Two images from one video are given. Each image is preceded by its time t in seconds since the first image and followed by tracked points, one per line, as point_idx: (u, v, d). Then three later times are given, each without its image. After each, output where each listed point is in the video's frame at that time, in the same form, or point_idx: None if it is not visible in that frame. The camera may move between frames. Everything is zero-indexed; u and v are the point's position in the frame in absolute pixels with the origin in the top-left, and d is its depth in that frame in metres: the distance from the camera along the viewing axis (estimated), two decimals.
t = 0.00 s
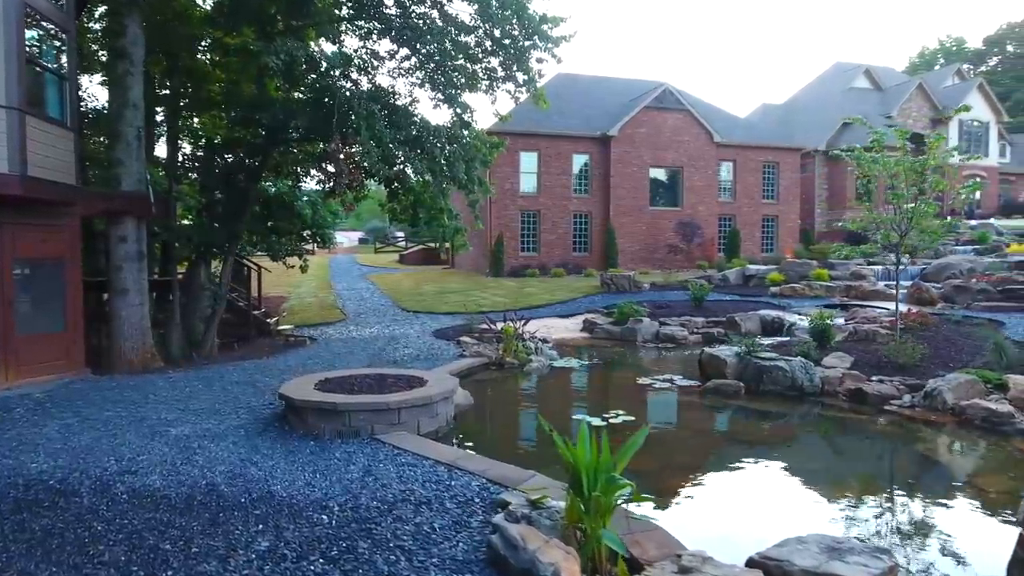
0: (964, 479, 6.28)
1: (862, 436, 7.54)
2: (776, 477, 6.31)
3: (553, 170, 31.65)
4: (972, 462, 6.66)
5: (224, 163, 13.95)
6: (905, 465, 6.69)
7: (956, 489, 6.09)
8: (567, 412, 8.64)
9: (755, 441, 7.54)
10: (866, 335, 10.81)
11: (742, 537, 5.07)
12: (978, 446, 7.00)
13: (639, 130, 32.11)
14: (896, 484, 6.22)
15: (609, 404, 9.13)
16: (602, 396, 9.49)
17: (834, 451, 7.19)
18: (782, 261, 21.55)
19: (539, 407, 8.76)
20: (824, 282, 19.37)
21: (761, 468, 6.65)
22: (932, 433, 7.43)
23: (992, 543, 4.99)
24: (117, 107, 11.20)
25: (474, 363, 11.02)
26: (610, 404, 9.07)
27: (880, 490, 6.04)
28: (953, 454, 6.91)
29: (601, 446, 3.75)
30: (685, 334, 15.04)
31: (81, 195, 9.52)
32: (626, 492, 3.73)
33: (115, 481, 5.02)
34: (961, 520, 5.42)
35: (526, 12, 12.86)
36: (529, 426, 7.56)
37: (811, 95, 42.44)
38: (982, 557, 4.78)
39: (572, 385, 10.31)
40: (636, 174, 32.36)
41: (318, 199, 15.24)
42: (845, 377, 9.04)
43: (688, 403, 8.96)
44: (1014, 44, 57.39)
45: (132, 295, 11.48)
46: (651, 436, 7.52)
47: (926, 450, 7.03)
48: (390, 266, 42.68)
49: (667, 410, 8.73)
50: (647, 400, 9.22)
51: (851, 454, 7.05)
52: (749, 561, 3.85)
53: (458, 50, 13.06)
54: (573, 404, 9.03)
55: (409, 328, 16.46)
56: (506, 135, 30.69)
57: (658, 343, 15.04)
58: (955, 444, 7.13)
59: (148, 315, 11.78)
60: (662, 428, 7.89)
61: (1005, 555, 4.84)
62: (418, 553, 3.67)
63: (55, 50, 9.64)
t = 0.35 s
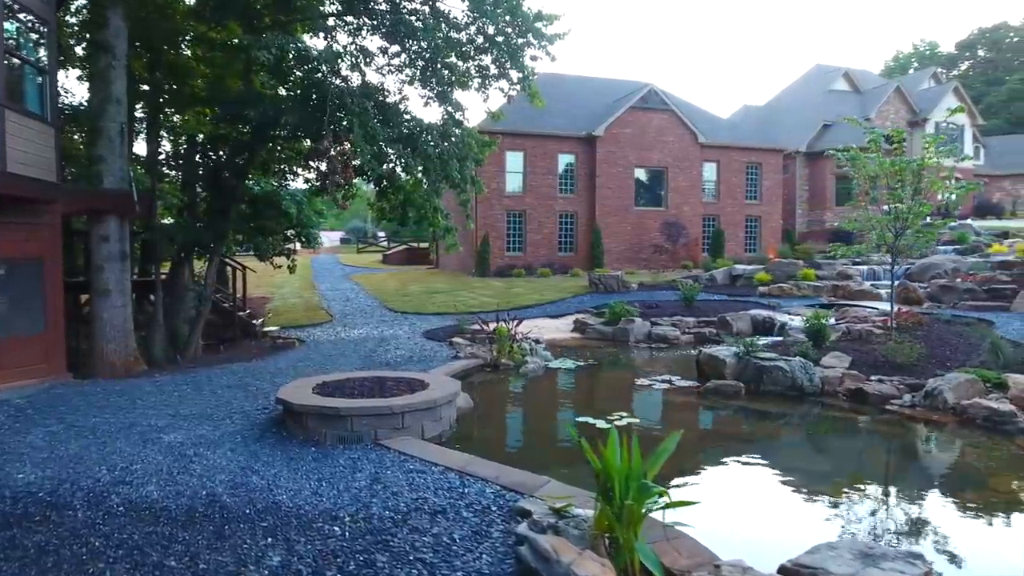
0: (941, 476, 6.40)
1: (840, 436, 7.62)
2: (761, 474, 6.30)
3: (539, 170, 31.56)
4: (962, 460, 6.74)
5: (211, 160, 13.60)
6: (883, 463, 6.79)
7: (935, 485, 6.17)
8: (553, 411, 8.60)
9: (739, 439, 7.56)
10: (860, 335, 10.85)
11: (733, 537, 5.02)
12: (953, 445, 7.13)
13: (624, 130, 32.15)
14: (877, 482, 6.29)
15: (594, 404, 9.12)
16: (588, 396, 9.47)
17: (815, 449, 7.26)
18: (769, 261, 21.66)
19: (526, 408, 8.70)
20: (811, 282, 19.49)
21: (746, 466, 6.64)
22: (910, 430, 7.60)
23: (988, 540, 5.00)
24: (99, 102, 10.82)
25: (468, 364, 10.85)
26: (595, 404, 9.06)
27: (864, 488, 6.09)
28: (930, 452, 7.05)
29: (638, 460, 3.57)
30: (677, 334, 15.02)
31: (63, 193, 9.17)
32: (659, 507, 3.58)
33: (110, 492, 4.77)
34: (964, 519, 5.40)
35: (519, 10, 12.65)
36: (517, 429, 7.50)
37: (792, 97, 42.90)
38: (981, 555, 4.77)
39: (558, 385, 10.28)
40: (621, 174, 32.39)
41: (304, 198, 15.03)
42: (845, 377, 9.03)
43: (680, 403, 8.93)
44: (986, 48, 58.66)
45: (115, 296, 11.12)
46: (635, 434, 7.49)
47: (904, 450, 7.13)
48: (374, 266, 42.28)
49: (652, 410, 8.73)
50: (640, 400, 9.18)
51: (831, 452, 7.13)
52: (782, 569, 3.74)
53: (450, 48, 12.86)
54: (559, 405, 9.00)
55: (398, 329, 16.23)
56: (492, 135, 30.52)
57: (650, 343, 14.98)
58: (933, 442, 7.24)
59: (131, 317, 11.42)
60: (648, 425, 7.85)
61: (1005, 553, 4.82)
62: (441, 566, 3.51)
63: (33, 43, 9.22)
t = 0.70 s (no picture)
0: (918, 473, 6.49)
1: (837, 435, 7.62)
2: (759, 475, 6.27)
3: (525, 169, 31.45)
4: (961, 458, 6.76)
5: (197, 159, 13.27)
6: (862, 460, 6.86)
7: (920, 482, 6.21)
8: (539, 412, 8.59)
9: (722, 436, 7.59)
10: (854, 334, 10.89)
11: (736, 539, 4.98)
12: (931, 442, 7.24)
13: (610, 130, 32.17)
14: (856, 478, 6.35)
15: (580, 404, 9.12)
16: (573, 396, 9.47)
17: (796, 446, 7.32)
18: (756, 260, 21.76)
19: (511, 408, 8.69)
20: (799, 281, 19.61)
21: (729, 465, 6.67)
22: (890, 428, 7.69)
23: (985, 539, 5.03)
24: (80, 96, 10.46)
25: (463, 366, 10.68)
26: (581, 404, 9.06)
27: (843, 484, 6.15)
28: (908, 448, 7.16)
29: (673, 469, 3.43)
30: (669, 334, 15.00)
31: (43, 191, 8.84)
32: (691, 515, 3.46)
33: (104, 503, 4.54)
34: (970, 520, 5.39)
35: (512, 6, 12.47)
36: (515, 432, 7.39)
37: (775, 98, 43.26)
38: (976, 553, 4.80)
39: (543, 385, 10.29)
40: (607, 174, 32.41)
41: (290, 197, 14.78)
42: (843, 376, 9.03)
43: (677, 404, 8.86)
44: (959, 52, 59.87)
45: (98, 297, 10.77)
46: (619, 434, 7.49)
47: (883, 446, 7.22)
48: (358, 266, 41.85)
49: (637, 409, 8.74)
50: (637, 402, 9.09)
51: (811, 449, 7.20)
52: None
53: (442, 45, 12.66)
54: (545, 405, 9.00)
55: (387, 330, 15.99)
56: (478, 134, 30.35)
57: (642, 343, 14.93)
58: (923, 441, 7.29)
59: (114, 318, 11.08)
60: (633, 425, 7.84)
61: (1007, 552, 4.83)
62: None
63: (10, 35, 8.86)
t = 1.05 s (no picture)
0: (923, 471, 6.48)
1: (841, 433, 7.60)
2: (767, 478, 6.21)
3: (510, 169, 31.28)
4: (966, 457, 6.76)
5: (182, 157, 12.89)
6: (869, 458, 6.83)
7: (923, 480, 6.23)
8: (523, 412, 8.55)
9: (706, 435, 7.59)
10: (849, 333, 10.92)
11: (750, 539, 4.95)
12: (907, 439, 7.31)
13: (595, 130, 32.14)
14: (835, 476, 6.38)
15: (565, 404, 9.09)
16: (569, 398, 9.37)
17: (777, 443, 7.35)
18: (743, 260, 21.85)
19: (496, 409, 8.64)
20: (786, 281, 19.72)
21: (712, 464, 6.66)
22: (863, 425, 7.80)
23: (986, 537, 5.02)
24: (59, 90, 10.07)
25: (458, 368, 10.49)
26: (567, 405, 9.02)
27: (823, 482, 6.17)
28: (887, 445, 7.21)
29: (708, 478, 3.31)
30: (661, 334, 14.95)
31: (22, 188, 8.47)
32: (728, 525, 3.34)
33: (98, 517, 4.28)
34: (977, 518, 5.38)
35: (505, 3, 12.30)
36: (524, 437, 7.25)
37: (756, 99, 43.63)
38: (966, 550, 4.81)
39: (529, 385, 10.25)
40: (592, 174, 32.38)
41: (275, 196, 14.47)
42: (842, 377, 9.01)
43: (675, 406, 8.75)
44: (931, 56, 61.11)
45: (78, 298, 10.39)
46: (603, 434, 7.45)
47: (862, 444, 7.27)
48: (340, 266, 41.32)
49: (623, 410, 8.72)
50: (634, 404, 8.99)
51: (792, 447, 7.22)
52: None
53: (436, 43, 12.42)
54: (530, 405, 8.96)
55: (376, 331, 15.73)
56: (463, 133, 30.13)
57: (634, 344, 14.86)
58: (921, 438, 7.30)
59: (95, 320, 10.71)
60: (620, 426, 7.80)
61: (1002, 550, 4.84)
62: None
63: None
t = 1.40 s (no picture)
0: (926, 469, 6.47)
1: (843, 432, 7.58)
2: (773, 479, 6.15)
3: (496, 168, 31.09)
4: (970, 455, 6.77)
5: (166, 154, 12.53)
6: (873, 458, 6.82)
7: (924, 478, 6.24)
8: (515, 413, 8.50)
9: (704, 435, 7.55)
10: (843, 333, 10.95)
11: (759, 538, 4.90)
12: (884, 436, 7.40)
13: (581, 129, 32.09)
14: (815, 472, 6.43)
15: (552, 404, 9.08)
16: (568, 400, 9.27)
17: (759, 439, 7.40)
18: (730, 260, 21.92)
19: (491, 411, 8.53)
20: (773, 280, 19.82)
21: (695, 460, 6.65)
22: (844, 423, 7.87)
23: (986, 536, 5.01)
24: (37, 84, 9.70)
25: (452, 369, 10.32)
26: (568, 406, 8.91)
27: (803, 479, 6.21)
28: (864, 442, 7.31)
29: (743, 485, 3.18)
30: (653, 334, 14.90)
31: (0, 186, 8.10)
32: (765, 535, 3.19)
33: (91, 532, 4.05)
34: (986, 518, 5.36)
35: None
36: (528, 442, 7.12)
37: (738, 100, 43.96)
38: (960, 546, 4.83)
39: (519, 385, 10.18)
40: (578, 173, 32.33)
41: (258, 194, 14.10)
42: (840, 377, 9.00)
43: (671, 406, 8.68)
44: (906, 59, 62.17)
45: (58, 299, 10.03)
46: (589, 434, 7.44)
47: (842, 441, 7.34)
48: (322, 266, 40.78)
49: (609, 410, 8.73)
50: (628, 403, 8.97)
51: (773, 444, 7.27)
52: None
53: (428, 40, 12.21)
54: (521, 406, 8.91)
55: (365, 332, 15.48)
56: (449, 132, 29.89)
57: (626, 344, 14.79)
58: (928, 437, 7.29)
59: (75, 322, 10.34)
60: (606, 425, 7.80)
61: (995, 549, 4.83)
62: None
63: None
